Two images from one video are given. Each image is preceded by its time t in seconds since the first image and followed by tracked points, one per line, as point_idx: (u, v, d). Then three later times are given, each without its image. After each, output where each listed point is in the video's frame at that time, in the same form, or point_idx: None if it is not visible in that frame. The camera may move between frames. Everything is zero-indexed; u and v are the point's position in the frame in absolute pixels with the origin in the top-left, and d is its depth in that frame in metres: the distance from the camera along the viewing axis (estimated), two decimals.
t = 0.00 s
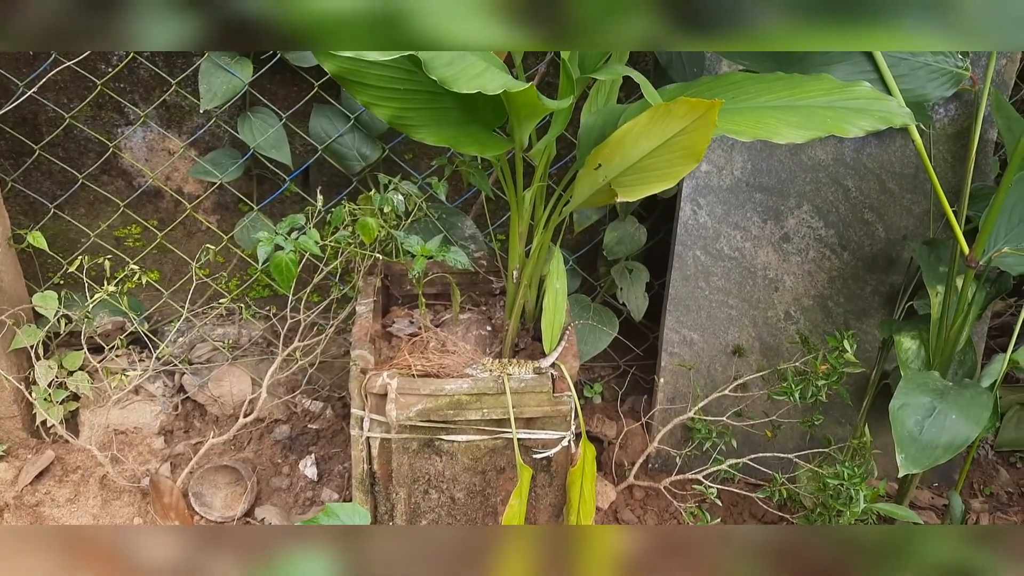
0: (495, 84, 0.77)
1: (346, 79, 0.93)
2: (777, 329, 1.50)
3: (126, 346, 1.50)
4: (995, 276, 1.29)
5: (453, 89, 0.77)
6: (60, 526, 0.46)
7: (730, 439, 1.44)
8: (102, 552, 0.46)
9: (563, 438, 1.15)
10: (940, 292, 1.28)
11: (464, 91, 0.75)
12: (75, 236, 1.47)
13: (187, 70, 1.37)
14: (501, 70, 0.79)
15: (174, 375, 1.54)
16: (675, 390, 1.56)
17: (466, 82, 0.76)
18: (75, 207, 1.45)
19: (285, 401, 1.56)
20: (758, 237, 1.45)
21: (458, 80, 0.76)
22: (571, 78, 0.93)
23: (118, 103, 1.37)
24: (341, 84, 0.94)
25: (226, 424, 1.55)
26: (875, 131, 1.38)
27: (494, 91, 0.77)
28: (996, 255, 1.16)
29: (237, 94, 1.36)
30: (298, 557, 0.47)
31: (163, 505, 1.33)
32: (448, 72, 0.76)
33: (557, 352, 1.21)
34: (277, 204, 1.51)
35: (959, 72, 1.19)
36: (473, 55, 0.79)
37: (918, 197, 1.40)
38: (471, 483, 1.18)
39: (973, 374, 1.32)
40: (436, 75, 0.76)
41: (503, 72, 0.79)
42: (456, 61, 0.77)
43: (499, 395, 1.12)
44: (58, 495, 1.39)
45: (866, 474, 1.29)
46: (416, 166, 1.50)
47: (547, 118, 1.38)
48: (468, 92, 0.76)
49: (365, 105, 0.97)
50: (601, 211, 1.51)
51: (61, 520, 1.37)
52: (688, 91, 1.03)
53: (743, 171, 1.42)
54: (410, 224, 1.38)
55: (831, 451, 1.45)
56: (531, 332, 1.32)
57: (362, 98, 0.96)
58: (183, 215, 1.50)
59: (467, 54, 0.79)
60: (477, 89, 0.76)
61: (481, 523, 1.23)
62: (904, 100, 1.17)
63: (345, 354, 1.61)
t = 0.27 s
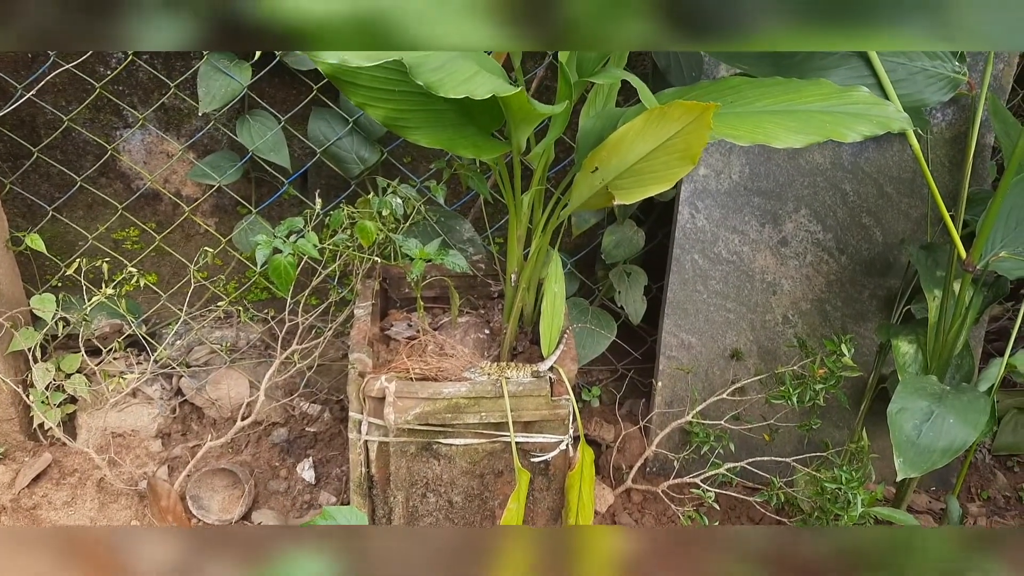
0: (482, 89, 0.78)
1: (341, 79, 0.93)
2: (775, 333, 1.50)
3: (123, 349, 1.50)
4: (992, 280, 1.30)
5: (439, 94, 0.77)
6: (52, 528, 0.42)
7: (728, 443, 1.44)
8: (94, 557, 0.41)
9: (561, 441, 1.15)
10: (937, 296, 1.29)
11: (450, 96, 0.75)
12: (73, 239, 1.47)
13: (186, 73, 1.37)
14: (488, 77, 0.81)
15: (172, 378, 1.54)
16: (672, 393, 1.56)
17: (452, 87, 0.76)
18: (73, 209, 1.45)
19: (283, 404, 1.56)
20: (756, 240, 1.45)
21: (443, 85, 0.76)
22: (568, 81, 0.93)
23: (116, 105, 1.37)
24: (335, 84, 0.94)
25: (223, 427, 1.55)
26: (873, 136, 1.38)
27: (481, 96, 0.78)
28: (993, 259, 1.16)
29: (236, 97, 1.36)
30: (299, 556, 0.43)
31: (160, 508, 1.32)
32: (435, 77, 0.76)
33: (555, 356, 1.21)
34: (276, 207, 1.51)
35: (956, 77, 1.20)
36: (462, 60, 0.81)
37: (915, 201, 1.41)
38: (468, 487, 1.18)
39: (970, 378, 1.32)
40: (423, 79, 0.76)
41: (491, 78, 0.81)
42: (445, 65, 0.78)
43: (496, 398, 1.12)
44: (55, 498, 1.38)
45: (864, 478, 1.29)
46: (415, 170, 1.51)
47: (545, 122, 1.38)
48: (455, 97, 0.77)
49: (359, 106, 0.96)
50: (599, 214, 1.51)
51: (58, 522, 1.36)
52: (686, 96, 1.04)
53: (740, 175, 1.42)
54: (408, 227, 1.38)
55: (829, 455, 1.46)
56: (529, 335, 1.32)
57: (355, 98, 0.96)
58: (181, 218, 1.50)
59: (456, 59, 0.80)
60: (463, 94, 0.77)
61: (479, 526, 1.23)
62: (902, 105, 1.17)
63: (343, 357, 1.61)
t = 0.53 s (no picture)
0: (470, 103, 0.79)
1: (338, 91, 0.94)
2: (771, 340, 1.50)
3: (119, 354, 1.50)
4: (988, 287, 1.30)
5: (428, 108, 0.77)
6: (50, 532, 0.47)
7: (724, 450, 1.44)
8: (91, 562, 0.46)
9: (556, 449, 1.15)
10: (933, 304, 1.29)
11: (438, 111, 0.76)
12: (69, 245, 1.47)
13: (182, 79, 1.37)
14: (479, 90, 0.82)
15: (167, 384, 1.54)
16: (669, 400, 1.56)
17: (441, 101, 0.77)
18: (69, 215, 1.45)
19: (278, 411, 1.55)
20: (752, 247, 1.45)
21: (432, 99, 0.77)
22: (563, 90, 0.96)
23: (113, 111, 1.38)
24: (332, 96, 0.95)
25: (219, 433, 1.55)
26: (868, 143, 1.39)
27: (469, 109, 0.79)
28: (988, 267, 1.17)
29: (232, 103, 1.36)
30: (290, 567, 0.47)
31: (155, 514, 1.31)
32: (424, 92, 0.77)
33: (550, 362, 1.21)
34: (272, 213, 1.52)
35: (951, 86, 1.19)
36: (453, 73, 0.82)
37: (911, 209, 1.41)
38: (464, 494, 1.18)
39: (966, 386, 1.32)
40: (411, 96, 0.76)
41: (481, 92, 0.82)
42: (434, 79, 0.79)
43: (492, 405, 1.12)
44: (49, 504, 1.38)
45: (860, 486, 1.29)
46: (411, 176, 1.51)
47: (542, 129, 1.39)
48: (443, 111, 0.77)
49: (355, 117, 0.98)
50: (595, 221, 1.51)
51: (52, 529, 1.36)
52: (682, 103, 1.04)
53: (736, 182, 1.42)
54: (404, 234, 1.37)
55: (825, 462, 1.46)
56: (525, 342, 1.32)
57: (351, 109, 0.97)
58: (178, 224, 1.50)
59: (447, 72, 0.81)
60: (452, 108, 0.78)
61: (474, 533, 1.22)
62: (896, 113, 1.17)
63: (339, 364, 1.61)
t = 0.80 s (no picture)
0: (476, 108, 0.78)
1: (340, 98, 0.93)
2: (768, 345, 1.50)
3: (116, 358, 1.49)
4: (985, 293, 1.30)
5: (434, 114, 0.77)
6: (40, 534, 0.47)
7: (721, 455, 1.44)
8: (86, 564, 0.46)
9: (554, 453, 1.15)
10: (930, 309, 1.29)
11: (445, 117, 0.76)
12: (66, 248, 1.47)
13: (180, 83, 1.37)
14: (482, 94, 0.82)
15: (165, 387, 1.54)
16: (666, 404, 1.56)
17: (447, 107, 0.77)
18: (66, 218, 1.45)
19: (275, 414, 1.55)
20: (749, 252, 1.46)
21: (438, 105, 0.77)
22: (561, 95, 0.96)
23: (111, 114, 1.38)
24: (335, 103, 0.93)
25: (216, 436, 1.55)
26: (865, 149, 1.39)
27: (475, 114, 0.78)
28: (985, 273, 1.17)
29: (230, 107, 1.36)
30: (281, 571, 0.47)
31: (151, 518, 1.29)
32: (430, 98, 0.77)
33: (548, 367, 1.22)
34: (270, 216, 1.52)
35: (948, 91, 1.20)
36: (457, 78, 0.82)
37: (908, 214, 1.41)
38: (461, 498, 1.17)
39: (962, 392, 1.32)
40: (417, 101, 0.76)
41: (485, 96, 0.81)
42: (439, 85, 0.79)
43: (489, 409, 1.12)
44: (45, 508, 1.37)
45: (857, 491, 1.29)
46: (409, 180, 1.51)
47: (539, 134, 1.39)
48: (449, 117, 0.77)
49: (357, 123, 0.96)
50: (593, 226, 1.51)
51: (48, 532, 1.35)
52: (680, 109, 1.04)
53: (734, 187, 1.42)
54: (402, 238, 1.37)
55: (822, 467, 1.46)
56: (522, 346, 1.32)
57: (354, 116, 0.96)
58: (175, 227, 1.50)
59: (451, 78, 0.81)
60: (458, 114, 0.77)
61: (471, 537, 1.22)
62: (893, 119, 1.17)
63: (336, 367, 1.61)
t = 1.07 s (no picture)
0: (474, 106, 0.78)
1: (336, 97, 0.93)
2: (766, 349, 1.50)
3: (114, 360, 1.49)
4: (983, 298, 1.30)
5: (432, 112, 0.77)
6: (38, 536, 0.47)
7: (719, 459, 1.44)
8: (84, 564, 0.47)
9: (551, 457, 1.15)
10: (928, 314, 1.29)
11: (443, 114, 0.76)
12: (65, 250, 1.47)
13: (180, 85, 1.38)
14: (479, 93, 0.82)
15: (162, 390, 1.54)
16: (664, 409, 1.56)
17: (445, 104, 0.77)
18: (65, 220, 1.45)
19: (273, 417, 1.55)
20: (748, 257, 1.46)
21: (435, 103, 0.77)
22: (559, 98, 0.96)
23: (110, 117, 1.38)
24: (330, 102, 0.94)
25: (213, 439, 1.55)
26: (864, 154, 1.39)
27: (473, 113, 0.78)
28: (982, 279, 1.17)
29: (229, 110, 1.37)
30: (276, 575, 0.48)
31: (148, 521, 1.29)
32: (427, 96, 0.77)
33: (545, 371, 1.21)
34: (268, 219, 1.52)
35: (946, 97, 1.20)
36: (454, 78, 0.82)
37: (907, 219, 1.41)
38: (458, 502, 1.17)
39: (960, 398, 1.32)
40: (415, 98, 0.76)
41: (482, 95, 0.81)
42: (435, 83, 0.79)
43: (486, 414, 1.12)
44: (42, 510, 1.37)
45: (854, 497, 1.29)
46: (408, 183, 1.51)
47: (537, 137, 1.39)
48: (448, 114, 0.77)
49: (352, 123, 0.97)
50: (592, 230, 1.51)
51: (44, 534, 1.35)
52: (678, 113, 1.05)
53: (733, 192, 1.43)
54: (400, 241, 1.37)
55: (820, 472, 1.46)
56: (520, 350, 1.32)
57: (349, 116, 0.96)
58: (174, 230, 1.50)
59: (448, 78, 0.81)
60: (455, 111, 0.77)
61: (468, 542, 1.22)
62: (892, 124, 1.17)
63: (334, 370, 1.61)
